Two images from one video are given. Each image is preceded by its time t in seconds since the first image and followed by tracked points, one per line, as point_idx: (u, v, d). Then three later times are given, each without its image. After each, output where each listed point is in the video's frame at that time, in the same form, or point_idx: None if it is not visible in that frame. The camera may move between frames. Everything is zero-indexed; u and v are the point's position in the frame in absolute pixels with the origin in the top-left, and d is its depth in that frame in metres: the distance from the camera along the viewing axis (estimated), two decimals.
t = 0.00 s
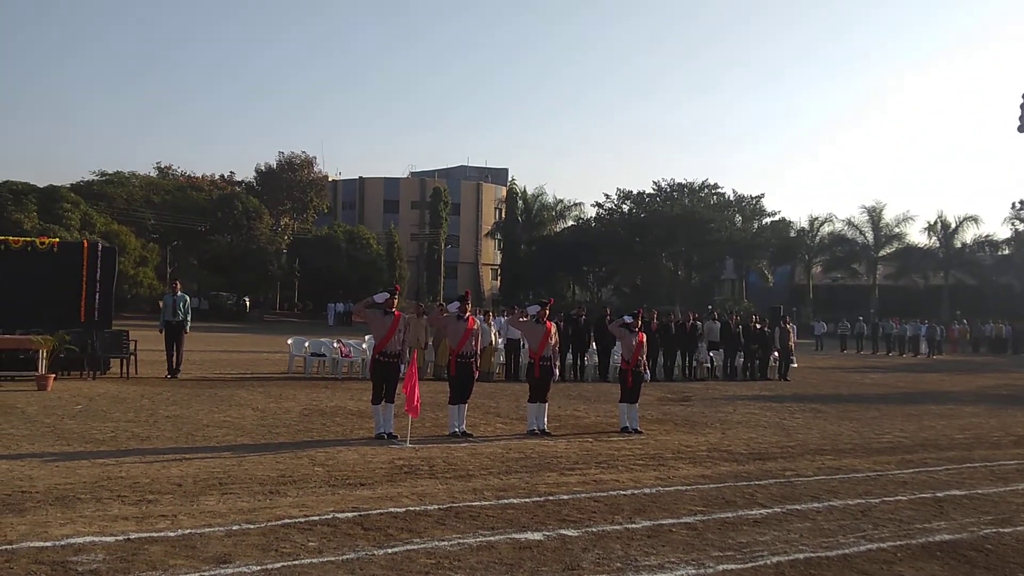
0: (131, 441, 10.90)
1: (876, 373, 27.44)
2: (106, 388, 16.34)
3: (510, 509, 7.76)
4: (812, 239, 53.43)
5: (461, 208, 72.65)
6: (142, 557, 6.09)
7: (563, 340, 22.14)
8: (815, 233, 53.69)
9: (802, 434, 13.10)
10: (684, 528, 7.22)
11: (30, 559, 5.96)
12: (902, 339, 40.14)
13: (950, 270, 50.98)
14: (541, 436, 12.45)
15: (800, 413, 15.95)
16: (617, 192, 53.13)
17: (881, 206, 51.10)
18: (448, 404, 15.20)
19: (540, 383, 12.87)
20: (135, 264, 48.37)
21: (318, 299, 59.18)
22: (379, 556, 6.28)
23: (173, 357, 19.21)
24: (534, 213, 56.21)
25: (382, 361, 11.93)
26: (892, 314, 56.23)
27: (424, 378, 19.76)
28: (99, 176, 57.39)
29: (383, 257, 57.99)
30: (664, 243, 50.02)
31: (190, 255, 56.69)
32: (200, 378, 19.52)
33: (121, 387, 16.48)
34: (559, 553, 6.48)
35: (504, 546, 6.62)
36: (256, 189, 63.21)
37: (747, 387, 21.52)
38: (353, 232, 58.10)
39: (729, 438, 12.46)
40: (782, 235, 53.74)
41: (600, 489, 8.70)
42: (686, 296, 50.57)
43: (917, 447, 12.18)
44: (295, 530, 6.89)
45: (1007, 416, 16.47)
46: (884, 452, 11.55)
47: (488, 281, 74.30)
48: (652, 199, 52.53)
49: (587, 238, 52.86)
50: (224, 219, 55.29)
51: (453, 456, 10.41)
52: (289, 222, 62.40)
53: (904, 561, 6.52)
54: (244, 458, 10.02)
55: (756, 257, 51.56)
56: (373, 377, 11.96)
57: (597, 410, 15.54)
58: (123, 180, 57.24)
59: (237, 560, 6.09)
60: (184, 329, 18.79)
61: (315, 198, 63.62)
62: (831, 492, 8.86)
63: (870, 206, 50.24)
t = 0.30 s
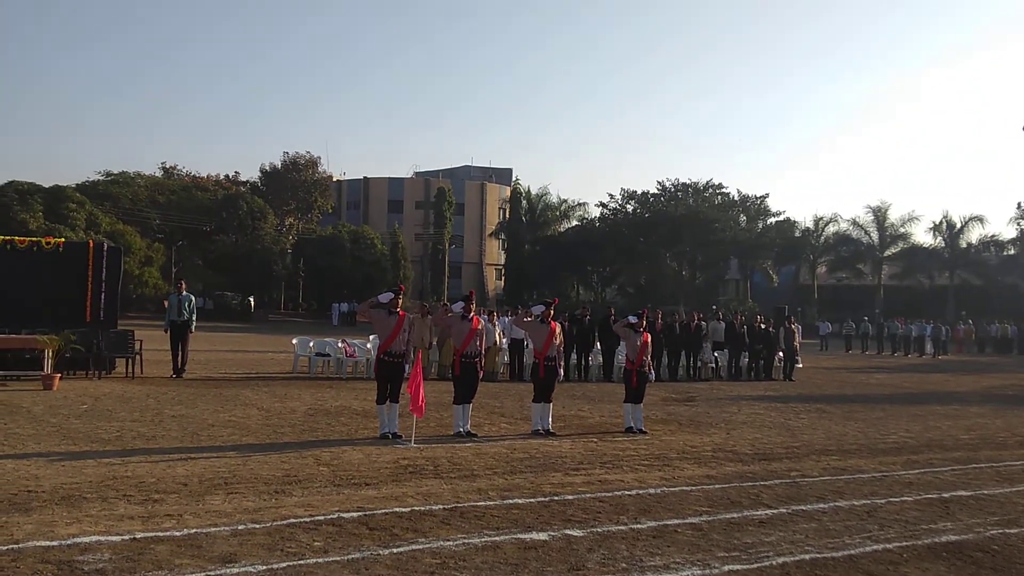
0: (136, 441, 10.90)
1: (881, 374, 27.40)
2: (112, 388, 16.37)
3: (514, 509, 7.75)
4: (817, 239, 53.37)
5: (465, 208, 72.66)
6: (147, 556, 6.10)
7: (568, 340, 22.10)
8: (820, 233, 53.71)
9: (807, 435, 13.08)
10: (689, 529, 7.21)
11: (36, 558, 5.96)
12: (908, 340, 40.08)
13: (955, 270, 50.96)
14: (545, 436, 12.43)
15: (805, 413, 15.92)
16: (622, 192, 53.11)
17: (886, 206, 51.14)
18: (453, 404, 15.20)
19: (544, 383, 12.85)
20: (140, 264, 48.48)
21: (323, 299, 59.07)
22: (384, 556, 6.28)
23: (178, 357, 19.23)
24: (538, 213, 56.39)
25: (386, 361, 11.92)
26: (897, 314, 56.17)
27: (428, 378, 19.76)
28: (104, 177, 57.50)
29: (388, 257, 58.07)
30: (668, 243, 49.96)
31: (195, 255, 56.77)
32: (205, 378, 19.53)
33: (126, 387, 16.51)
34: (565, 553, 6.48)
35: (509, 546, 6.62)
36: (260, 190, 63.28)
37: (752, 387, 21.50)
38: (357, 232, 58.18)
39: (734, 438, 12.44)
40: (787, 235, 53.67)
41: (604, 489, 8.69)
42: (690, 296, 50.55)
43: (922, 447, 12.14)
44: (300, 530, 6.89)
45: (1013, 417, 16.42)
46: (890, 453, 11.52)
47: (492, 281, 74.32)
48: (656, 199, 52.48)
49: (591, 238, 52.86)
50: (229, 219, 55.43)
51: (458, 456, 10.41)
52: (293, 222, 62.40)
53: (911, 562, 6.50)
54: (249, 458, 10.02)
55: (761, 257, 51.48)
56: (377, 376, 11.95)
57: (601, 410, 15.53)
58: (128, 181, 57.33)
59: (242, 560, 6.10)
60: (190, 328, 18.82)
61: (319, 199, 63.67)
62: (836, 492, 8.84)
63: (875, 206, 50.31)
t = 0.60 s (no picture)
0: (147, 441, 10.94)
1: (891, 374, 27.29)
2: (123, 388, 16.45)
3: (523, 510, 7.76)
4: (827, 238, 53.15)
5: (473, 208, 72.68)
6: (159, 556, 6.13)
7: (576, 340, 22.09)
8: (830, 233, 53.55)
9: (817, 436, 13.04)
10: (699, 530, 7.20)
11: (49, 558, 6.00)
12: (919, 340, 39.88)
13: (966, 270, 50.71)
14: (554, 436, 12.43)
15: (815, 414, 15.88)
16: (630, 192, 52.93)
17: (896, 205, 51.03)
18: (461, 405, 15.21)
19: (553, 383, 12.84)
20: (150, 265, 48.68)
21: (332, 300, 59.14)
22: (393, 557, 6.29)
23: (188, 357, 19.29)
24: (546, 213, 56.60)
25: (396, 361, 11.94)
26: (907, 314, 55.89)
27: (437, 378, 19.78)
28: (115, 178, 57.76)
29: (396, 258, 58.16)
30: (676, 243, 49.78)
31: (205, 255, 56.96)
32: (215, 378, 19.60)
33: (137, 388, 16.58)
34: (574, 554, 6.48)
35: (519, 547, 6.62)
36: (269, 190, 63.47)
37: (762, 388, 21.44)
38: (365, 232, 58.37)
39: (744, 439, 12.42)
40: (798, 236, 53.43)
41: (614, 490, 8.69)
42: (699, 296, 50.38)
43: (934, 448, 12.10)
44: (311, 530, 6.91)
45: None
46: (900, 454, 11.48)
47: (500, 281, 74.33)
48: (665, 199, 52.30)
49: (599, 239, 52.78)
50: (238, 220, 55.59)
51: (467, 457, 10.42)
52: (302, 223, 62.50)
53: (923, 564, 6.48)
54: (259, 458, 10.05)
55: (771, 257, 51.20)
56: (386, 377, 11.97)
57: (610, 411, 15.51)
58: (139, 182, 57.56)
59: (253, 560, 6.12)
60: (200, 329, 18.88)
61: (328, 199, 63.82)
62: (847, 494, 8.82)
63: (885, 206, 50.21)
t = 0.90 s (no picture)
0: (169, 442, 11.03)
1: (914, 377, 27.03)
2: (145, 389, 16.59)
3: (543, 511, 7.74)
4: (848, 240, 52.80)
5: (492, 211, 72.76)
6: (181, 556, 6.17)
7: (595, 342, 22.02)
8: (851, 235, 53.20)
9: (839, 438, 12.94)
10: (721, 534, 7.17)
11: (73, 557, 6.06)
12: (942, 343, 39.47)
13: (990, 273, 50.18)
14: (573, 438, 12.41)
15: (837, 416, 15.74)
16: (650, 194, 52.86)
17: (918, 207, 50.73)
18: (480, 406, 15.22)
19: (572, 386, 12.82)
20: (172, 267, 49.12)
21: (352, 302, 59.39)
22: (414, 558, 6.30)
23: (210, 358, 19.43)
24: (565, 216, 56.88)
25: (415, 364, 11.96)
26: (930, 318, 55.36)
27: (456, 381, 19.80)
28: (138, 182, 58.34)
29: (416, 261, 58.30)
30: (697, 244, 49.68)
31: (227, 258, 57.34)
32: (236, 380, 19.74)
33: (160, 389, 16.72)
34: (595, 556, 6.47)
35: (538, 548, 6.62)
36: (290, 194, 63.85)
37: (783, 390, 21.29)
38: (386, 235, 58.28)
39: (764, 442, 12.34)
40: (819, 237, 53.05)
41: (633, 493, 8.66)
42: (719, 299, 50.06)
43: (957, 451, 11.97)
44: (332, 530, 6.94)
45: None
46: (924, 457, 11.36)
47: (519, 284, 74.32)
48: (685, 201, 52.18)
49: (618, 241, 52.69)
50: (259, 223, 55.95)
51: (486, 458, 10.42)
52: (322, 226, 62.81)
53: (947, 568, 6.41)
54: (280, 459, 10.12)
55: (792, 258, 50.83)
56: (406, 378, 11.99)
57: (630, 413, 15.46)
58: (161, 186, 58.12)
59: (274, 560, 6.15)
60: (222, 331, 19.00)
61: (348, 203, 64.15)
62: (870, 497, 8.75)
63: (907, 208, 49.93)
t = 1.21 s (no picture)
0: (198, 443, 11.14)
1: (943, 379, 26.72)
2: (174, 391, 16.75)
3: (570, 514, 7.74)
4: (876, 240, 52.36)
5: (515, 212, 72.78)
6: (212, 556, 6.23)
7: (620, 344, 21.95)
8: (879, 235, 52.74)
9: (868, 442, 12.82)
10: (749, 537, 7.13)
11: (106, 557, 6.13)
12: (971, 345, 38.97)
13: (1021, 273, 49.53)
14: (599, 441, 12.37)
15: (865, 419, 15.59)
16: (674, 194, 52.68)
17: (947, 207, 50.27)
18: (505, 409, 15.22)
19: (597, 387, 12.78)
20: (199, 269, 49.58)
21: (376, 303, 59.65)
22: (441, 560, 6.32)
23: (237, 360, 19.59)
24: (588, 217, 57.15)
25: (440, 365, 11.99)
26: (960, 319, 54.71)
27: (480, 382, 19.82)
28: (166, 184, 58.89)
29: (439, 262, 58.44)
30: (722, 245, 49.45)
31: (253, 259, 57.72)
32: (263, 381, 19.88)
33: (189, 390, 16.88)
34: (621, 559, 6.45)
35: (566, 551, 6.62)
36: (315, 196, 64.24)
37: (810, 393, 21.13)
38: (409, 237, 58.44)
39: (792, 445, 12.25)
40: (846, 237, 52.62)
41: (660, 496, 8.64)
42: (745, 300, 49.66)
43: (989, 455, 11.82)
44: (359, 532, 6.98)
45: None
46: (955, 461, 11.23)
47: (543, 285, 74.28)
48: (709, 201, 51.94)
49: (642, 241, 52.51)
50: (285, 225, 56.31)
51: (512, 460, 10.42)
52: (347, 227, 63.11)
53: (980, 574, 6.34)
54: (307, 460, 10.17)
55: (819, 258, 50.38)
56: (431, 380, 12.03)
57: (655, 415, 15.40)
58: (188, 188, 58.59)
59: (303, 561, 6.19)
60: (248, 332, 19.14)
61: (372, 204, 64.44)
62: (900, 501, 8.66)
63: (936, 208, 49.52)
